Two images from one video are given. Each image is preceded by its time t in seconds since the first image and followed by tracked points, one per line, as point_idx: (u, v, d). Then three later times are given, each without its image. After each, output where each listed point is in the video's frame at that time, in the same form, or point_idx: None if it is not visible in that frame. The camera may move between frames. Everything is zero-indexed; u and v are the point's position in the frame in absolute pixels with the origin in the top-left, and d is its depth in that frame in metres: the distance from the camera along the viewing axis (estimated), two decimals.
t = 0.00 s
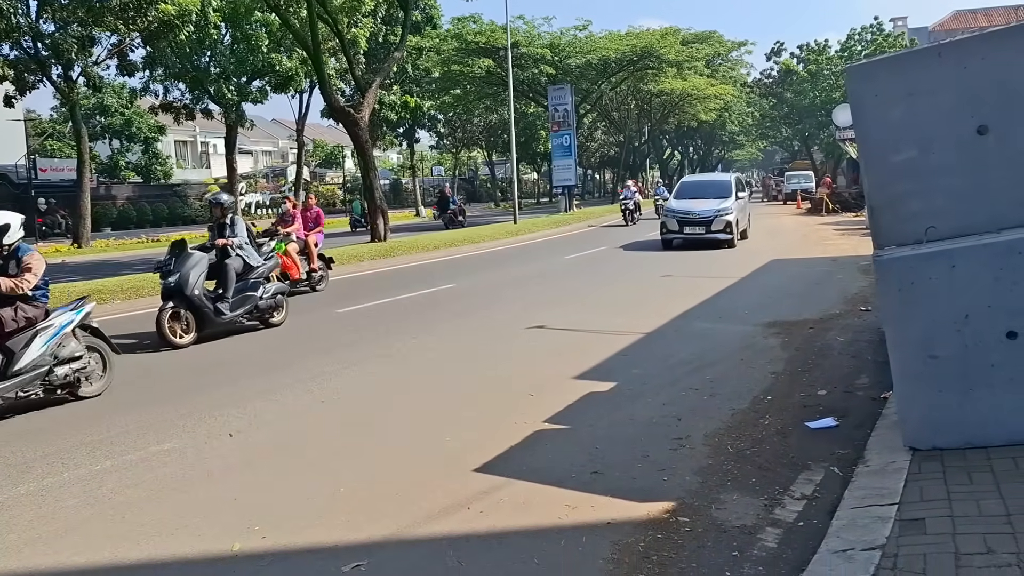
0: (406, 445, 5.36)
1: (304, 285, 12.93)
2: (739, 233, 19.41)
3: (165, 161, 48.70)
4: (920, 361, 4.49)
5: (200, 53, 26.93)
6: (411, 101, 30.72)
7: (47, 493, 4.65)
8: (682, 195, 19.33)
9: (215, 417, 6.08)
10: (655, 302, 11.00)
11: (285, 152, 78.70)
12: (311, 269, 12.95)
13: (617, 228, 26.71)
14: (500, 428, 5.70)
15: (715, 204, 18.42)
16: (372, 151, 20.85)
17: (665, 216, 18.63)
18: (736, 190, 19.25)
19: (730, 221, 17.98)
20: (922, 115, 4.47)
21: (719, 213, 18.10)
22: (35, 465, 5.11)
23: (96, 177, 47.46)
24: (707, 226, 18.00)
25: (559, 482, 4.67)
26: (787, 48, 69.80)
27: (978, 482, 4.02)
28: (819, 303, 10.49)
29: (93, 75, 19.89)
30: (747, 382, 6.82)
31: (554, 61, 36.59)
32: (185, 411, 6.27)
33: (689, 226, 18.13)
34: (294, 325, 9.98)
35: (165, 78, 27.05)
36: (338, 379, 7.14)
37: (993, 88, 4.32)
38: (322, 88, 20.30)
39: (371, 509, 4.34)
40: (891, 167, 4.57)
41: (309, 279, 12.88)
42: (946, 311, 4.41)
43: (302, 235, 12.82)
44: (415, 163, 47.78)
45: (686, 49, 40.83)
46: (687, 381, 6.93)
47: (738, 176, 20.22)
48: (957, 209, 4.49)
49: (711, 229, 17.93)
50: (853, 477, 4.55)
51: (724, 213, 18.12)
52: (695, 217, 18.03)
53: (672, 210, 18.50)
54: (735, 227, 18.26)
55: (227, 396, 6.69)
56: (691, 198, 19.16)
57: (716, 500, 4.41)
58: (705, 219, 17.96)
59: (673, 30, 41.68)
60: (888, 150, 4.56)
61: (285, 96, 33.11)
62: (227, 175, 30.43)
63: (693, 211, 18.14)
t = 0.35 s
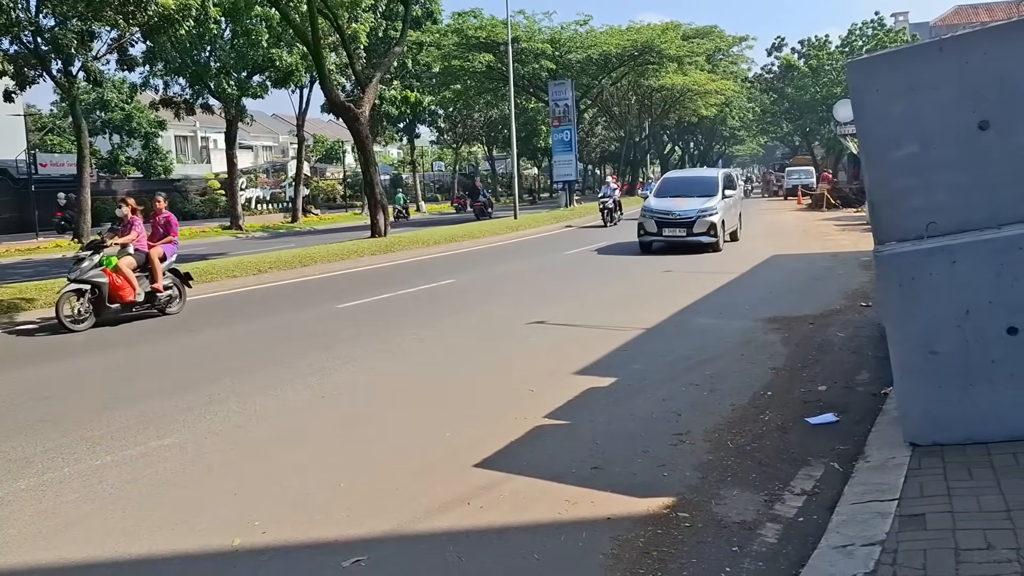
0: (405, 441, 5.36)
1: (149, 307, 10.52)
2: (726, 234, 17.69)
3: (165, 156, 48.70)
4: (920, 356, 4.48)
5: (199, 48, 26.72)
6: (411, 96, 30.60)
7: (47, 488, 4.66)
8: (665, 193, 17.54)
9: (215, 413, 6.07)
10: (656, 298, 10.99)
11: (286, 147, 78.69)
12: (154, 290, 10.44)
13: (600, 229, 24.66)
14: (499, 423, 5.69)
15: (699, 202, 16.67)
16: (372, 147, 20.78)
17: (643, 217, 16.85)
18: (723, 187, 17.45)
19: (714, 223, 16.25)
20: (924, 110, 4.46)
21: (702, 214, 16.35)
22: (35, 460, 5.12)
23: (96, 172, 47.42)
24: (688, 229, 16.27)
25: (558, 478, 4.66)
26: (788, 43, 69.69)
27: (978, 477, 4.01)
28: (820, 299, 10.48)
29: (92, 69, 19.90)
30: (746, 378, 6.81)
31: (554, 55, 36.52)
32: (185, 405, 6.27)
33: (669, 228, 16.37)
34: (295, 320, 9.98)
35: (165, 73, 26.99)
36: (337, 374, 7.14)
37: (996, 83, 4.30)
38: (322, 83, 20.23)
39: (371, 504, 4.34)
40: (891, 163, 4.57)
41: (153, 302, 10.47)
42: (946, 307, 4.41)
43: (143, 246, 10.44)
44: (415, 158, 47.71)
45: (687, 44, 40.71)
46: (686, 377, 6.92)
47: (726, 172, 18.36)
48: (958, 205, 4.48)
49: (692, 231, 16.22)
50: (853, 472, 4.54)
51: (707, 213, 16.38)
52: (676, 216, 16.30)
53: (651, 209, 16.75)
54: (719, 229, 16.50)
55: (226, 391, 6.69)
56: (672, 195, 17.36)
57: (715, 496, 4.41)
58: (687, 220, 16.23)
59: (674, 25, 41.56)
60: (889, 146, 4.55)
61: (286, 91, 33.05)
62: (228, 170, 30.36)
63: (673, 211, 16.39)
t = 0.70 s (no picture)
0: (407, 438, 5.35)
1: None
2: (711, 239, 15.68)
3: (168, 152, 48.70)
4: (924, 354, 4.47)
5: (203, 45, 26.90)
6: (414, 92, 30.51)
7: (50, 484, 4.66)
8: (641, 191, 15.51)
9: (218, 409, 6.07)
10: (658, 295, 10.97)
11: (289, 144, 78.73)
12: None
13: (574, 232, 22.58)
14: (501, 420, 5.68)
15: (678, 202, 14.67)
16: (376, 144, 20.73)
17: (615, 219, 14.86)
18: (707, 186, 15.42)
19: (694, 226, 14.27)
20: (928, 107, 4.44)
21: (681, 216, 14.34)
22: (39, 456, 5.13)
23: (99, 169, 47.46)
24: (665, 232, 14.28)
25: (561, 475, 4.66)
26: (791, 40, 69.49)
27: (982, 475, 4.00)
28: (823, 296, 10.45)
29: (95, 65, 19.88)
30: (749, 375, 6.80)
31: (558, 52, 36.49)
32: (188, 402, 6.28)
33: (643, 231, 14.39)
34: (297, 316, 9.99)
35: (168, 69, 26.95)
36: (340, 371, 7.14)
37: (1001, 79, 4.29)
38: (325, 80, 20.18)
39: (374, 501, 4.34)
40: (896, 160, 4.55)
41: None
42: (950, 304, 4.40)
43: None
44: (418, 155, 47.67)
45: (690, 40, 40.62)
46: (689, 374, 6.91)
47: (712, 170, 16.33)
48: (963, 202, 4.46)
49: (669, 235, 14.25)
50: (857, 470, 4.53)
51: (687, 215, 14.38)
52: (650, 219, 14.29)
53: (623, 210, 14.74)
54: (700, 233, 14.51)
55: (229, 388, 6.69)
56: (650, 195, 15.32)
57: (718, 493, 4.41)
58: (664, 223, 14.23)
59: (677, 21, 41.47)
60: (894, 142, 4.53)
61: (289, 88, 33.05)
62: (231, 167, 30.32)
63: (648, 212, 14.39)
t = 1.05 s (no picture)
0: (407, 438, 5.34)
1: None
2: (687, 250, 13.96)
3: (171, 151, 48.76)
4: (927, 357, 4.46)
5: (205, 44, 26.85)
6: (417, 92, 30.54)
7: (52, 483, 4.67)
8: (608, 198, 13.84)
9: (219, 408, 6.08)
10: (661, 296, 10.95)
11: (292, 144, 78.91)
12: None
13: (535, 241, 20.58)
14: (504, 421, 5.67)
15: (648, 209, 13.00)
16: (378, 143, 20.73)
17: (577, 228, 13.22)
18: (683, 191, 13.71)
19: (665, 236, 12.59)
20: (932, 109, 4.43)
21: (650, 225, 12.65)
22: (41, 455, 5.13)
23: (103, 168, 47.57)
24: (632, 243, 12.62)
25: (562, 476, 4.65)
26: (795, 42, 69.49)
27: (984, 480, 3.99)
28: (826, 298, 10.43)
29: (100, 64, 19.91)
30: (751, 377, 6.79)
31: (560, 53, 36.52)
32: (190, 401, 6.29)
33: (607, 243, 12.75)
34: (299, 316, 10.00)
35: (172, 69, 27.03)
36: (342, 371, 7.14)
37: (1006, 81, 4.28)
38: (328, 80, 20.16)
39: (374, 501, 4.34)
40: (900, 161, 4.54)
41: None
42: (953, 307, 4.39)
43: None
44: (421, 155, 47.69)
45: (693, 42, 40.64)
46: (691, 377, 6.88)
47: (691, 172, 14.60)
48: (967, 205, 4.45)
49: (636, 247, 12.60)
50: (859, 473, 4.53)
51: (657, 223, 12.71)
52: (615, 229, 12.65)
53: (586, 218, 13.10)
54: (672, 245, 12.82)
55: (230, 387, 6.68)
56: (617, 202, 13.66)
57: (720, 495, 4.40)
58: (630, 233, 12.57)
59: (680, 23, 41.49)
60: (897, 144, 4.52)
61: (292, 88, 33.10)
62: (235, 166, 30.35)
63: (613, 221, 12.76)
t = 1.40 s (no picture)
0: (404, 444, 5.33)
1: None
2: (651, 269, 12.21)
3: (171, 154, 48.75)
4: (925, 366, 4.46)
5: (206, 47, 26.95)
6: (417, 97, 30.59)
7: (47, 486, 4.64)
8: (560, 208, 12.09)
9: (216, 413, 6.06)
10: (659, 303, 10.95)
11: (291, 148, 78.94)
12: None
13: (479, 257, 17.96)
14: (502, 427, 5.68)
15: (601, 222, 11.26)
16: (377, 147, 20.69)
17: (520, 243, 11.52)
18: (645, 201, 11.92)
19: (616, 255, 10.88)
20: (930, 117, 4.43)
21: (601, 241, 10.93)
22: (37, 459, 5.11)
23: (102, 170, 47.48)
24: (579, 263, 10.89)
25: (559, 482, 4.65)
26: (794, 49, 69.66)
27: (982, 489, 3.98)
28: (824, 305, 10.44)
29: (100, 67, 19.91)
30: (750, 384, 6.79)
31: (560, 60, 36.58)
32: (188, 405, 6.28)
33: (551, 261, 11.04)
34: (297, 320, 9.99)
35: (172, 72, 26.96)
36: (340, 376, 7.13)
37: (1004, 91, 4.29)
38: (328, 84, 20.19)
39: (370, 507, 4.32)
40: (898, 169, 4.54)
41: None
42: (951, 315, 4.39)
43: None
44: (420, 160, 47.71)
45: (693, 49, 40.73)
46: (689, 383, 6.88)
47: (658, 180, 12.84)
48: (966, 214, 4.45)
49: (583, 268, 10.87)
50: (857, 481, 4.52)
51: (609, 239, 10.97)
52: (560, 246, 10.94)
53: (529, 232, 11.37)
54: (627, 264, 11.08)
55: (228, 391, 6.67)
56: (569, 213, 11.91)
57: (718, 502, 4.40)
58: (578, 251, 10.86)
59: (681, 30, 41.59)
60: (896, 152, 4.52)
61: (293, 92, 33.14)
62: (234, 170, 30.35)
63: (559, 236, 11.03)
